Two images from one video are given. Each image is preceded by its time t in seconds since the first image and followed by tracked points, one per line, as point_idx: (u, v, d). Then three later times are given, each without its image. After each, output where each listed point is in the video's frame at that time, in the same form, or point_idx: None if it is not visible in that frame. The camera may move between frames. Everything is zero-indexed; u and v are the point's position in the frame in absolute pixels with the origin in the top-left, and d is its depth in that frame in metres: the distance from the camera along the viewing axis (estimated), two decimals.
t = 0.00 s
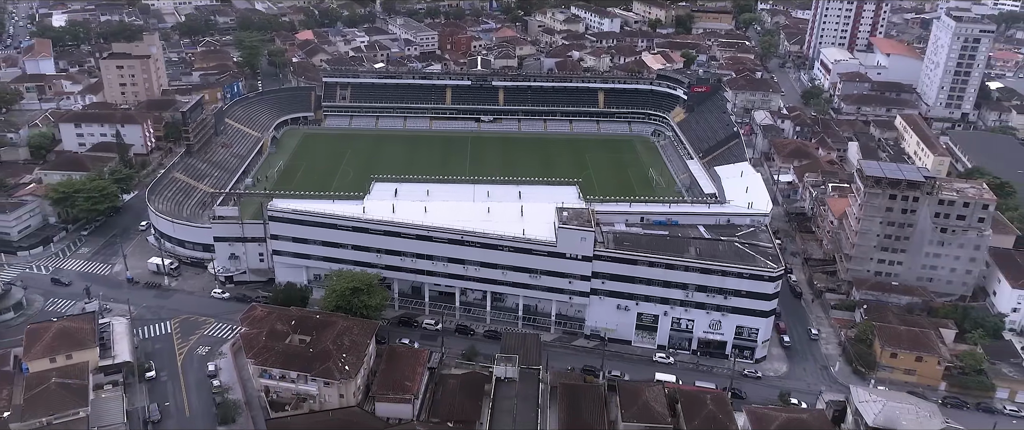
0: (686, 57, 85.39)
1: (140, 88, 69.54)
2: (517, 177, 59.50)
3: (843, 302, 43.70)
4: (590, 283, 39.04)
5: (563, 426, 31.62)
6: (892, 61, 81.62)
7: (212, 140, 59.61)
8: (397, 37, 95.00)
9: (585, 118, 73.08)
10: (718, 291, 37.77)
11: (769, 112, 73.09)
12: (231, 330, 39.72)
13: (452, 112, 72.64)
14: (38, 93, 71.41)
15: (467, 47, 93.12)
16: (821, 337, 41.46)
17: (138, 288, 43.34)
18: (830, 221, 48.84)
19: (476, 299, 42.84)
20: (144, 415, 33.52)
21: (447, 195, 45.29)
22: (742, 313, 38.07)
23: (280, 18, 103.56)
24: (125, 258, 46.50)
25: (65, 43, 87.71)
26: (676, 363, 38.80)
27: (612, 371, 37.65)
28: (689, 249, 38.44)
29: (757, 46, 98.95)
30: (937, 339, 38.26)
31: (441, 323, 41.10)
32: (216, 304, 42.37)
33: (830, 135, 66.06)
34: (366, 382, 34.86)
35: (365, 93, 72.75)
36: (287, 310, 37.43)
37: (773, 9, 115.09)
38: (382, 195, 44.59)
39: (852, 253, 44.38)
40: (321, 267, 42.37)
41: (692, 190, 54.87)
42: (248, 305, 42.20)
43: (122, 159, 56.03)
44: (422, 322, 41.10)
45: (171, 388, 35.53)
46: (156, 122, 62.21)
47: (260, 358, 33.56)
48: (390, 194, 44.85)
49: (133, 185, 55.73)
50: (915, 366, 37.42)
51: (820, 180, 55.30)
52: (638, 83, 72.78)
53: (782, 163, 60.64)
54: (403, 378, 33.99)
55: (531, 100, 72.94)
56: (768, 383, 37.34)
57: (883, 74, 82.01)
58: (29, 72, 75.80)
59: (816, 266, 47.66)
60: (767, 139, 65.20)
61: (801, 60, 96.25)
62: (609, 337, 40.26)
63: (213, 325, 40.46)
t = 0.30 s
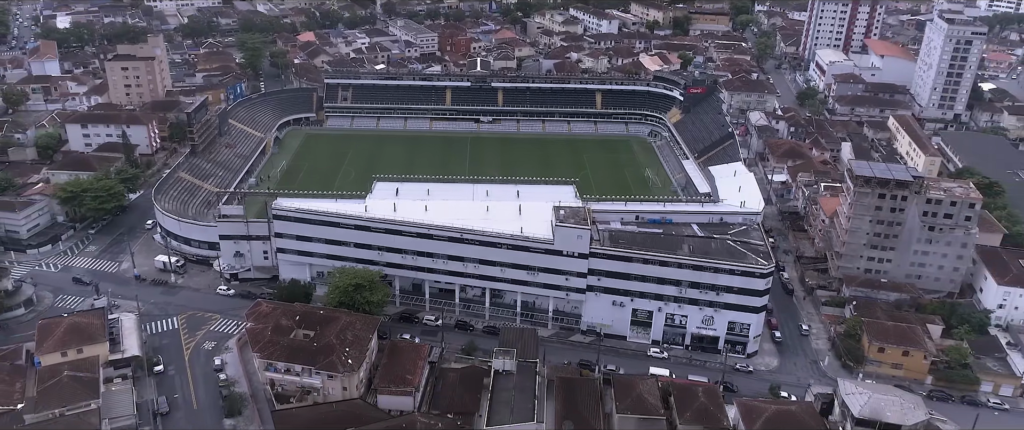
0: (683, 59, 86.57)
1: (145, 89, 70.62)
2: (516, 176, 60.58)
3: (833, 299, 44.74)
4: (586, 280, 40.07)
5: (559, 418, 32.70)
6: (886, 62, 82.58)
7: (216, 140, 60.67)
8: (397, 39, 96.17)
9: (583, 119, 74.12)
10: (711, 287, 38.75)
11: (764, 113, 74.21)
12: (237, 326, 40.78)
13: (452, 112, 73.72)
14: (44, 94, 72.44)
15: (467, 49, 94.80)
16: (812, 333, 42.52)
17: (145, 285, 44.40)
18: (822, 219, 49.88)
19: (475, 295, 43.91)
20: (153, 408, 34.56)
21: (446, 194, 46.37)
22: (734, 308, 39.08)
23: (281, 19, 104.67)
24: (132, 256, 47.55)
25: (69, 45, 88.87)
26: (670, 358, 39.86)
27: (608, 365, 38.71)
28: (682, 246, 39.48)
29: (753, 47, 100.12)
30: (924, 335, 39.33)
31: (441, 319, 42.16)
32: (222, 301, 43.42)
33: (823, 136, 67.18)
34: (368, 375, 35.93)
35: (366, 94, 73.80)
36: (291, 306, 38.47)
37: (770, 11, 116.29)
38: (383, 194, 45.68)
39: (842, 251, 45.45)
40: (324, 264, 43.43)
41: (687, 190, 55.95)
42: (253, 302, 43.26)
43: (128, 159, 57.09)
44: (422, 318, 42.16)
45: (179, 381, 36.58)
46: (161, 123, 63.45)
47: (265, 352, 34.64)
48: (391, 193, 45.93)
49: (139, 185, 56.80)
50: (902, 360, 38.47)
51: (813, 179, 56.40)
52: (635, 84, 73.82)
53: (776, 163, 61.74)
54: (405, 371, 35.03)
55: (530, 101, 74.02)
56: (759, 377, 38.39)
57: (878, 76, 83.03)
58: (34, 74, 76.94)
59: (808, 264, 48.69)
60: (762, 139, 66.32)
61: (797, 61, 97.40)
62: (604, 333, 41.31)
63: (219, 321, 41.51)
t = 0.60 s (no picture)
0: (680, 61, 87.69)
1: (149, 91, 71.74)
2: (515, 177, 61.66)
3: (825, 296, 45.76)
4: (582, 277, 41.12)
5: (555, 411, 33.76)
6: (880, 64, 83.85)
7: (220, 141, 61.72)
8: (398, 41, 97.29)
9: (581, 120, 75.18)
10: (704, 284, 39.77)
11: (760, 114, 75.30)
12: (243, 322, 41.81)
13: (452, 114, 74.78)
14: (50, 96, 73.50)
15: (466, 51, 95.40)
16: (803, 329, 43.57)
17: (152, 283, 45.46)
18: (814, 218, 50.95)
19: (475, 292, 44.94)
20: (162, 401, 35.60)
21: (447, 194, 47.42)
22: (727, 305, 40.12)
23: (283, 22, 105.85)
24: (139, 254, 48.64)
25: (74, 47, 90.02)
26: (664, 353, 40.92)
27: (604, 360, 39.73)
28: (676, 244, 40.55)
29: (750, 49, 101.29)
30: (912, 330, 40.36)
31: (442, 315, 43.21)
32: (227, 298, 44.45)
33: (817, 137, 68.27)
34: (371, 370, 37.00)
35: (367, 96, 74.88)
36: (296, 302, 39.53)
37: (766, 13, 117.51)
38: (385, 194, 46.76)
39: (833, 249, 46.55)
40: (327, 262, 44.48)
41: (683, 189, 57.02)
42: (258, 299, 44.30)
43: (134, 160, 58.18)
44: (423, 314, 43.21)
45: (186, 376, 37.61)
46: (166, 124, 64.69)
47: (271, 347, 35.71)
48: (393, 193, 47.01)
49: (145, 185, 57.88)
50: (890, 355, 39.48)
51: (806, 179, 57.50)
52: (632, 86, 74.96)
53: (771, 163, 62.85)
54: (406, 365, 36.08)
55: (528, 103, 75.12)
56: (751, 371, 39.44)
57: (871, 78, 84.65)
58: (40, 76, 78.05)
59: (800, 262, 49.74)
60: (756, 141, 67.41)
61: (792, 63, 98.58)
62: (601, 329, 42.37)
63: (225, 318, 42.53)
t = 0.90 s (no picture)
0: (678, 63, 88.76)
1: (154, 92, 72.82)
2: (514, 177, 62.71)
3: (817, 294, 46.79)
4: (579, 274, 42.16)
5: (552, 404, 34.79)
6: (874, 66, 84.84)
7: (225, 142, 62.79)
8: (399, 42, 98.35)
9: (580, 121, 76.18)
10: (698, 281, 40.79)
11: (756, 115, 76.37)
12: (248, 319, 42.86)
13: (452, 115, 75.82)
14: (56, 97, 74.55)
15: (467, 52, 96.70)
16: (795, 325, 44.61)
17: (160, 280, 46.53)
18: (807, 217, 52.00)
19: (474, 290, 45.96)
20: (170, 394, 36.56)
21: (447, 193, 48.48)
22: (720, 302, 41.11)
23: (285, 23, 107.01)
24: (147, 252, 49.72)
25: (79, 49, 91.12)
26: (659, 349, 41.96)
27: (600, 355, 40.77)
28: (671, 242, 41.59)
29: (747, 51, 102.38)
30: (900, 326, 41.40)
31: (442, 312, 44.27)
32: (233, 295, 45.50)
33: (812, 137, 69.32)
34: (374, 364, 38.04)
35: (369, 97, 76.01)
36: (300, 298, 40.58)
37: (764, 15, 118.65)
38: (387, 193, 47.83)
39: (825, 247, 47.61)
40: (330, 260, 45.54)
41: (679, 189, 58.06)
42: (263, 296, 45.36)
43: (140, 160, 59.25)
44: (424, 311, 44.27)
45: (194, 370, 38.64)
46: (170, 125, 65.80)
47: (277, 341, 36.77)
48: (394, 193, 48.07)
49: (151, 185, 58.95)
50: (879, 351, 40.55)
51: (800, 180, 58.57)
52: (630, 87, 76.11)
53: (766, 164, 63.89)
54: (408, 359, 37.12)
55: (528, 104, 76.18)
56: (744, 366, 40.49)
57: (866, 79, 85.95)
58: (46, 77, 79.09)
59: (794, 260, 50.78)
60: (752, 141, 68.46)
61: (789, 64, 99.65)
62: (598, 325, 43.40)
63: (231, 314, 43.58)
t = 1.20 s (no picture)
0: (675, 66, 89.86)
1: (158, 94, 73.89)
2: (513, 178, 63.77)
3: (809, 292, 47.81)
4: (576, 273, 43.21)
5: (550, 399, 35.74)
6: (869, 69, 85.97)
7: (228, 143, 63.85)
8: (399, 45, 99.47)
9: (578, 123, 77.29)
10: (692, 280, 41.81)
11: (751, 118, 77.47)
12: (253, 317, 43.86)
13: (452, 117, 76.93)
14: (61, 99, 75.68)
15: (466, 55, 97.83)
16: (788, 323, 45.63)
17: (166, 279, 47.56)
18: (800, 218, 53.06)
19: (474, 288, 47.01)
20: (178, 389, 37.56)
21: (447, 194, 49.57)
22: (714, 300, 42.13)
23: (287, 26, 108.27)
24: (153, 251, 50.77)
25: (83, 51, 92.23)
26: (654, 346, 43.00)
27: (597, 352, 41.84)
28: (665, 242, 42.66)
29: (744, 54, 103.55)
30: (889, 324, 42.40)
31: (442, 310, 45.33)
32: (237, 294, 46.52)
33: (807, 139, 70.40)
34: (375, 360, 39.04)
35: (370, 99, 77.16)
36: (304, 296, 41.60)
37: (761, 18, 119.91)
38: (388, 194, 48.92)
39: (817, 247, 48.67)
40: (333, 259, 46.59)
41: (675, 190, 59.11)
42: (267, 294, 46.39)
43: (146, 162, 60.32)
44: (425, 309, 45.32)
45: (201, 365, 39.66)
46: (175, 127, 66.90)
47: (282, 337, 37.80)
48: (396, 193, 49.17)
49: (156, 186, 59.99)
50: (869, 348, 41.51)
51: (794, 181, 59.64)
52: (628, 90, 77.32)
53: (761, 166, 64.98)
54: (409, 356, 38.11)
55: (527, 106, 77.31)
56: (737, 363, 41.51)
57: (861, 82, 86.81)
58: (52, 79, 80.15)
59: (787, 259, 51.81)
60: (748, 144, 69.60)
61: (785, 67, 100.84)
62: (595, 323, 44.40)
63: (236, 312, 44.59)
